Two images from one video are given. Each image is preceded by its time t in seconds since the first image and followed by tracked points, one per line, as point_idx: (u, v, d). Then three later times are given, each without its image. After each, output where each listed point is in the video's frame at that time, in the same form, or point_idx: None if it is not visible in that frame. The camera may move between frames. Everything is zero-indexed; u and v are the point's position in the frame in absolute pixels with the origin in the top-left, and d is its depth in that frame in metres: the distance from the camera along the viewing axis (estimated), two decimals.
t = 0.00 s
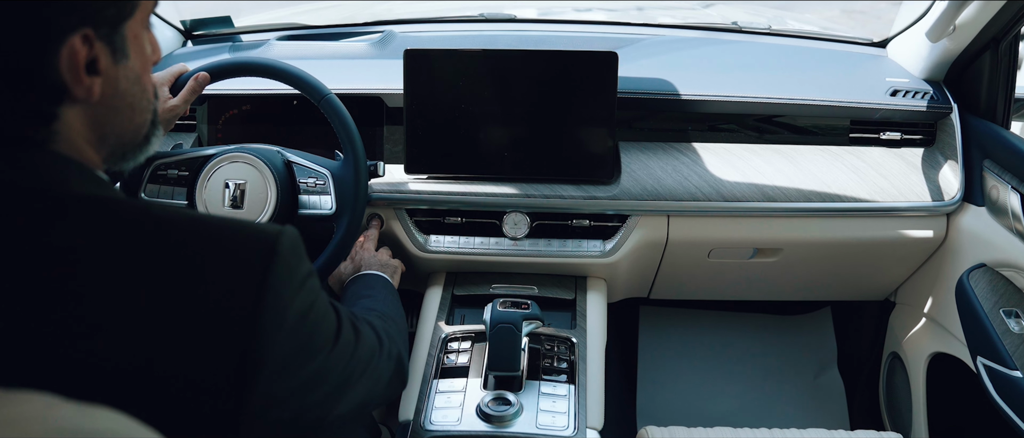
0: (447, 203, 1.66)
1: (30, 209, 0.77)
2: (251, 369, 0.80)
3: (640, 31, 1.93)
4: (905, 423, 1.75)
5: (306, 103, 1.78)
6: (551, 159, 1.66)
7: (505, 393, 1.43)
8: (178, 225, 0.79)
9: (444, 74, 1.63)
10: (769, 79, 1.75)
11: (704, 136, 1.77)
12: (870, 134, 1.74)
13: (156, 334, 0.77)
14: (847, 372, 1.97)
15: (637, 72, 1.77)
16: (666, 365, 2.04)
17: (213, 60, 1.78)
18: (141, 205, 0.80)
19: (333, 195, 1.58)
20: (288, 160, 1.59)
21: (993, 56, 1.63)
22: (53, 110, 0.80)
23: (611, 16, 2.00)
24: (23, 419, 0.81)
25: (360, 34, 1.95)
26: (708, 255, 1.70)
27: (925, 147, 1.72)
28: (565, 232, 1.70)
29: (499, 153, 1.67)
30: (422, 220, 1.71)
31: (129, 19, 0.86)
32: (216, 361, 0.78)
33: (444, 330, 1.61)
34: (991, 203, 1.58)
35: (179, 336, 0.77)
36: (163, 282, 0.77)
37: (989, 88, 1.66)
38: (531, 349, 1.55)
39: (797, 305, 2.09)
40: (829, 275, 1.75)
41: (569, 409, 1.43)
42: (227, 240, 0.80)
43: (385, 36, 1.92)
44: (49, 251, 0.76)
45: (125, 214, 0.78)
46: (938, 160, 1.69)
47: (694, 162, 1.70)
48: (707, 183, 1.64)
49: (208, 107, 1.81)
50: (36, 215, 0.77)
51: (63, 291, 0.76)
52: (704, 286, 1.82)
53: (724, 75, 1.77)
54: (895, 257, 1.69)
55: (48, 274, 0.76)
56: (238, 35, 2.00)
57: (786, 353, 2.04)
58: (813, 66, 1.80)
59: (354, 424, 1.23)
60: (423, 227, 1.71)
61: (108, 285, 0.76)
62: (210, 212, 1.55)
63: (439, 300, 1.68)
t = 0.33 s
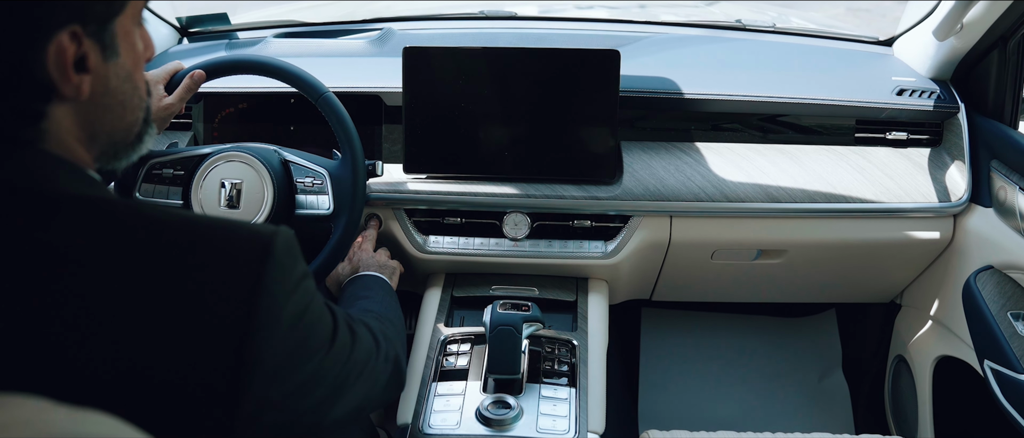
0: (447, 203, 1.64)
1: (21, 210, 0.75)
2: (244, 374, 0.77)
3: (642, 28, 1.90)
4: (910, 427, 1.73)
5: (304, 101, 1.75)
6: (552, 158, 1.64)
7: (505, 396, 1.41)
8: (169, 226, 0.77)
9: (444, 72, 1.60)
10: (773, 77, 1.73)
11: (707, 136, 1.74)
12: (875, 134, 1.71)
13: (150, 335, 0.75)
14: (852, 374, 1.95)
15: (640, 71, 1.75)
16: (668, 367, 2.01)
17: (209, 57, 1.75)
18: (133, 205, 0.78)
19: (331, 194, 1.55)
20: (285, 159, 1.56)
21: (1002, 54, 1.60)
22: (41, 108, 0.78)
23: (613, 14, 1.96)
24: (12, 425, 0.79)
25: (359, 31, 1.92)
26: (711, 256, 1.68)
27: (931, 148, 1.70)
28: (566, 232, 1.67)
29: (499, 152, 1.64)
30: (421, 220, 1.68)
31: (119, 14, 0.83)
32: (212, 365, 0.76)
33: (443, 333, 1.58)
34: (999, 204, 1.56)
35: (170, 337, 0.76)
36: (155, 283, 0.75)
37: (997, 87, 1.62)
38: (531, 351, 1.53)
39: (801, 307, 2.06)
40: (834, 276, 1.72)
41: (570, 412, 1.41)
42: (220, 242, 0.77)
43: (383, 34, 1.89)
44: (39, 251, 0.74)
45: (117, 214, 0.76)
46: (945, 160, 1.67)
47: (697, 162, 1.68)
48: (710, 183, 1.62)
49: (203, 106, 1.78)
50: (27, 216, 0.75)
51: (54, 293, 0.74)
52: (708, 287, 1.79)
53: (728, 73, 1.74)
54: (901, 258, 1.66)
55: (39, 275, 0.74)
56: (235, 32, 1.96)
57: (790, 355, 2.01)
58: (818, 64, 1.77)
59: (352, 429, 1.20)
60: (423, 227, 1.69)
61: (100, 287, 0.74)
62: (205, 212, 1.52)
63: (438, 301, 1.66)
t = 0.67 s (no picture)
0: (446, 203, 1.61)
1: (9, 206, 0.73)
2: (240, 371, 0.77)
3: (645, 26, 1.87)
4: (917, 430, 1.70)
5: (301, 99, 1.73)
6: (553, 157, 1.61)
7: (505, 399, 1.38)
8: (162, 225, 0.75)
9: (444, 70, 1.58)
10: (778, 76, 1.70)
11: (711, 135, 1.71)
12: (882, 133, 1.69)
13: (145, 332, 0.74)
14: (858, 377, 1.92)
15: (643, 69, 1.72)
16: (672, 369, 1.99)
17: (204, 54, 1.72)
18: (126, 203, 0.76)
19: (328, 193, 1.53)
20: (282, 157, 1.54)
21: (1011, 52, 1.59)
22: (31, 105, 0.75)
23: (615, 11, 1.94)
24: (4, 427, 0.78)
25: (357, 28, 1.89)
26: (715, 257, 1.65)
27: (939, 147, 1.67)
28: (567, 233, 1.64)
29: (499, 151, 1.62)
30: (420, 220, 1.65)
31: (112, 10, 0.80)
32: (202, 362, 0.76)
33: (442, 334, 1.56)
34: (1007, 204, 1.53)
35: (165, 335, 0.75)
36: (149, 282, 0.74)
37: (1006, 86, 1.60)
38: (533, 353, 1.50)
39: (807, 309, 2.02)
40: (840, 277, 1.69)
41: (571, 415, 1.39)
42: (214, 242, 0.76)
43: (382, 31, 1.86)
44: (31, 250, 0.73)
45: (108, 213, 0.74)
46: (952, 159, 1.64)
47: (700, 161, 1.65)
48: (714, 183, 1.59)
49: (199, 104, 1.76)
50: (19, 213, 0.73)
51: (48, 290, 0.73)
52: (711, 288, 1.77)
53: (732, 71, 1.72)
54: (907, 259, 1.64)
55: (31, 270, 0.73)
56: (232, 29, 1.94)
57: (796, 357, 1.99)
58: (823, 62, 1.74)
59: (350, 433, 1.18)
60: (422, 227, 1.66)
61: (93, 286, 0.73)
62: (201, 211, 1.49)
63: (437, 302, 1.63)
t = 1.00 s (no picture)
0: (446, 202, 1.58)
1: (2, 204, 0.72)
2: (235, 375, 0.74)
3: (648, 23, 1.85)
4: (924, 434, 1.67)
5: (298, 97, 1.70)
6: (555, 156, 1.59)
7: (505, 402, 1.35)
8: (156, 224, 0.73)
9: (443, 67, 1.55)
10: (783, 73, 1.67)
11: (715, 133, 1.69)
12: (888, 132, 1.66)
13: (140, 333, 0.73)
14: (863, 379, 1.90)
15: (646, 66, 1.69)
16: (675, 371, 1.96)
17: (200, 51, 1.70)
18: (119, 202, 0.74)
19: (326, 192, 1.50)
20: (279, 155, 1.51)
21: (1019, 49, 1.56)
22: (21, 101, 0.73)
23: (618, 7, 1.91)
24: None
25: (355, 24, 1.86)
26: (719, 258, 1.63)
27: (946, 146, 1.65)
28: (569, 232, 1.62)
29: (500, 150, 1.59)
30: (419, 220, 1.63)
31: (103, 3, 0.78)
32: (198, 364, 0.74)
33: (441, 336, 1.53)
34: (1016, 204, 1.50)
35: (159, 335, 0.73)
36: (144, 279, 0.72)
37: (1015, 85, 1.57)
38: (534, 355, 1.48)
39: (814, 310, 1.99)
40: (846, 278, 1.67)
41: (573, 418, 1.36)
42: (209, 240, 0.74)
43: (381, 27, 1.83)
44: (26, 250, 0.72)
45: (102, 210, 0.73)
46: (960, 159, 1.62)
47: (704, 160, 1.62)
48: (718, 182, 1.56)
49: (195, 100, 1.73)
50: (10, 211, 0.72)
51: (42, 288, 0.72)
52: (715, 290, 1.74)
53: (737, 68, 1.69)
54: (914, 260, 1.61)
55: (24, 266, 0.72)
56: (228, 25, 1.91)
57: (801, 360, 1.96)
58: (829, 59, 1.72)
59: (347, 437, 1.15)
60: (421, 227, 1.64)
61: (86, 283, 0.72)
62: (197, 210, 1.46)
63: (437, 304, 1.60)
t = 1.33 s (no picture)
0: (444, 201, 1.55)
1: None
2: (229, 378, 0.72)
3: (650, 19, 1.82)
4: None
5: (295, 94, 1.67)
6: (557, 154, 1.56)
7: (505, 405, 1.33)
8: (147, 223, 0.71)
9: (442, 63, 1.52)
10: (787, 70, 1.65)
11: (719, 131, 1.66)
12: (895, 130, 1.63)
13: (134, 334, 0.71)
14: (869, 381, 1.87)
15: (648, 63, 1.66)
16: (678, 373, 1.93)
17: (195, 47, 1.67)
18: (110, 201, 0.72)
19: (322, 191, 1.47)
20: (275, 154, 1.48)
21: None
22: (9, 97, 0.70)
23: (619, 3, 1.88)
24: None
25: (352, 20, 1.84)
26: (722, 258, 1.60)
27: (954, 144, 1.62)
28: (570, 232, 1.59)
29: (500, 148, 1.56)
30: (417, 219, 1.60)
31: None
32: (192, 367, 0.72)
33: (440, 337, 1.50)
34: None
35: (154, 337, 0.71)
36: (138, 281, 0.70)
37: None
38: (534, 357, 1.45)
39: (819, 311, 1.95)
40: (852, 279, 1.64)
41: (574, 422, 1.33)
42: (203, 240, 0.71)
43: (378, 23, 1.80)
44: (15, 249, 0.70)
45: (95, 209, 0.71)
46: (969, 157, 1.59)
47: (707, 159, 1.59)
48: (722, 181, 1.53)
49: (190, 98, 1.70)
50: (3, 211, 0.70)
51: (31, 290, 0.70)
52: (719, 290, 1.71)
53: (740, 65, 1.66)
54: (921, 260, 1.58)
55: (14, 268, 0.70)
56: (224, 21, 1.89)
57: (806, 362, 1.93)
58: (834, 56, 1.69)
59: None
60: (419, 227, 1.61)
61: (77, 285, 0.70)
62: (191, 210, 1.43)
63: (435, 305, 1.57)
